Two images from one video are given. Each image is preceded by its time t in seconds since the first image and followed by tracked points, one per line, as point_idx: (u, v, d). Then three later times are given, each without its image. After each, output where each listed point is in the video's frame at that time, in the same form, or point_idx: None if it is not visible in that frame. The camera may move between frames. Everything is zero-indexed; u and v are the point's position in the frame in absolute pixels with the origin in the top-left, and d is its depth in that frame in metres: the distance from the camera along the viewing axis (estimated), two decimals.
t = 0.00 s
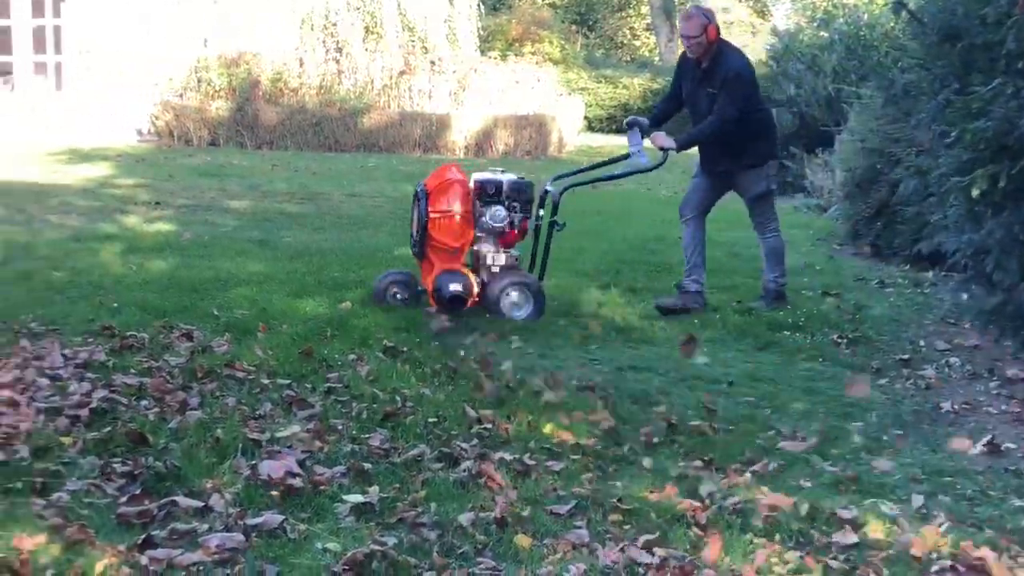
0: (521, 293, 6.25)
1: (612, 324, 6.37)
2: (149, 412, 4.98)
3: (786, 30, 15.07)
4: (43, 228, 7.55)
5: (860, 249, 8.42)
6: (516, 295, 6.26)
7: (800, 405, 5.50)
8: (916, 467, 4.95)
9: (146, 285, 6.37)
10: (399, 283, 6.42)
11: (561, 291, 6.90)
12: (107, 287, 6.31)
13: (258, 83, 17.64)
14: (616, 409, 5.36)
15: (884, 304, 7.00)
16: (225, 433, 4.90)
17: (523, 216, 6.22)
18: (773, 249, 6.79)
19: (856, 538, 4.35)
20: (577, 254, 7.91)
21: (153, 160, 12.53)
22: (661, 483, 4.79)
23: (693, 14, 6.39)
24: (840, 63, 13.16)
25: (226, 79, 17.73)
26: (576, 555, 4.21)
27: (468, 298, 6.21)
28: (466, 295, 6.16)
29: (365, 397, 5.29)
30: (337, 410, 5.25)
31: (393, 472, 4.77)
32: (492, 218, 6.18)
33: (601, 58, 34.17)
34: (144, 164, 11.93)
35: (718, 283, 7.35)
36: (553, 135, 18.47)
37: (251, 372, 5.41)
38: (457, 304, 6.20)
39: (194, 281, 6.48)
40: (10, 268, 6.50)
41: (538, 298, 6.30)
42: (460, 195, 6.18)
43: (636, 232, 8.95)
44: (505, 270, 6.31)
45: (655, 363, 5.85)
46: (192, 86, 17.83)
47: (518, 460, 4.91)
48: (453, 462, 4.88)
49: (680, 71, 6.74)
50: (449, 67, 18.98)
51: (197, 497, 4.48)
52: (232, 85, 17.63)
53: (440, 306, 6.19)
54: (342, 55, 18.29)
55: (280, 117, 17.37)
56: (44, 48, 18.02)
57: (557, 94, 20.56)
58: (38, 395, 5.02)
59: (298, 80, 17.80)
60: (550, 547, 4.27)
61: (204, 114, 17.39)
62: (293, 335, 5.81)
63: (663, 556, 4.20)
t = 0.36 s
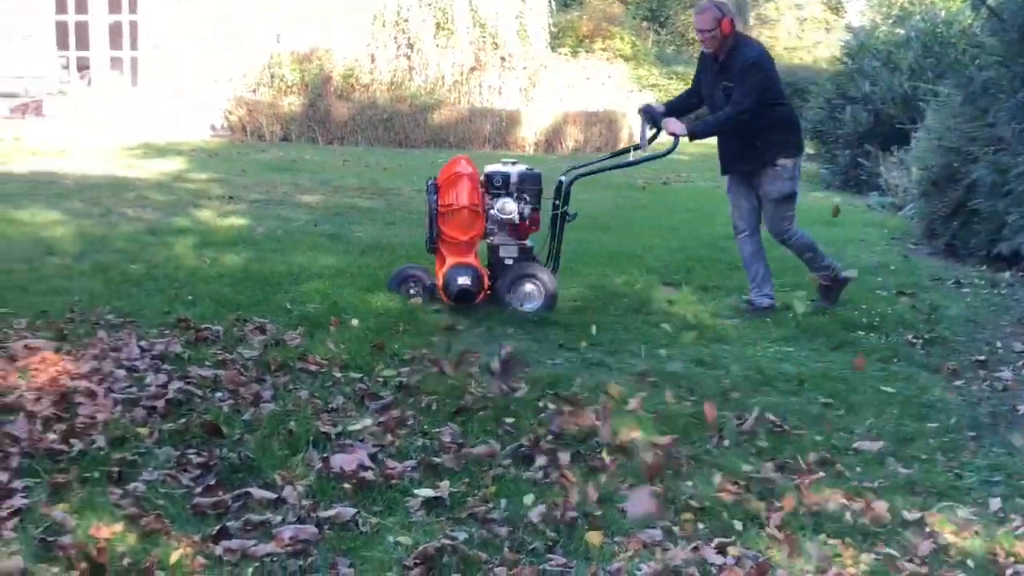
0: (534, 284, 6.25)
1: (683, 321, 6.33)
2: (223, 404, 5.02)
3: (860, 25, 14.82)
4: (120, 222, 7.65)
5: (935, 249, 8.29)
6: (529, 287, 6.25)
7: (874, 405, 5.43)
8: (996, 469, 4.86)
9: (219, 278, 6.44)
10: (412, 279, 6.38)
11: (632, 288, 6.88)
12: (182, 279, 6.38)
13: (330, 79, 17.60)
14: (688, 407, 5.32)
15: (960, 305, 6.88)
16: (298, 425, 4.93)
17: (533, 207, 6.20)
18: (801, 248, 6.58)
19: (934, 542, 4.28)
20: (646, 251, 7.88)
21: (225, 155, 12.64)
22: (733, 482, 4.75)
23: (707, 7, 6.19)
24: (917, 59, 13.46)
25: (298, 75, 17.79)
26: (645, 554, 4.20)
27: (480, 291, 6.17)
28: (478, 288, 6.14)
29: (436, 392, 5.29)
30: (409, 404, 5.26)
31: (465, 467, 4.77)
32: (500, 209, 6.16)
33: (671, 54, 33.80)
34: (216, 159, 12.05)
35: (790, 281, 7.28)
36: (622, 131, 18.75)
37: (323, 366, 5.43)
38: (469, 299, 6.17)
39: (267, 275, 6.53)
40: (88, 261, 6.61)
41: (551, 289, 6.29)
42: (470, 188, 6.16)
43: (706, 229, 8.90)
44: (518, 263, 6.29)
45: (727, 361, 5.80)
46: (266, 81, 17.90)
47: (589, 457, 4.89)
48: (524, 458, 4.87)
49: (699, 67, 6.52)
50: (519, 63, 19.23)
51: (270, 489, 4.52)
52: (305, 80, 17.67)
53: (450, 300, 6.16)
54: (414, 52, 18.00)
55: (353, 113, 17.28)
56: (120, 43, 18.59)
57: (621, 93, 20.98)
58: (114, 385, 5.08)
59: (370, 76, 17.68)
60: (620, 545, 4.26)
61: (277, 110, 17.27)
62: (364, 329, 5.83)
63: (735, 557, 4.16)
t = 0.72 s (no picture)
0: (536, 280, 6.19)
1: (753, 319, 6.28)
2: (295, 397, 5.07)
3: (933, 21, 14.59)
4: (193, 215, 7.76)
5: (1011, 248, 8.14)
6: (530, 281, 6.18)
7: (950, 405, 5.35)
8: None
9: (290, 272, 6.51)
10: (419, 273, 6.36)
11: (701, 285, 6.86)
12: (253, 273, 6.45)
13: (400, 76, 17.56)
14: (760, 406, 5.28)
15: None
16: (369, 418, 4.96)
17: (535, 201, 6.19)
18: (772, 250, 6.33)
19: (1013, 546, 4.20)
20: (715, 248, 7.85)
21: (296, 149, 12.76)
22: (805, 480, 4.70)
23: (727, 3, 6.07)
24: (993, 55, 13.36)
25: (369, 71, 17.69)
26: (717, 553, 4.16)
27: (482, 284, 6.16)
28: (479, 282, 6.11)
29: (505, 388, 5.30)
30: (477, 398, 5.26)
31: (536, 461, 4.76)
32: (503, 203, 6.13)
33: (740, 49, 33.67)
34: (287, 153, 12.17)
35: (862, 280, 7.20)
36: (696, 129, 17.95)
37: (392, 361, 5.46)
38: (471, 292, 6.16)
39: (337, 269, 6.59)
40: (163, 254, 6.71)
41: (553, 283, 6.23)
42: (473, 181, 6.12)
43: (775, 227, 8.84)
44: (524, 256, 6.25)
45: (797, 359, 5.75)
46: (336, 77, 17.82)
47: (659, 455, 4.86)
48: (593, 453, 4.86)
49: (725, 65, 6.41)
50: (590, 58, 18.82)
51: (342, 481, 4.55)
52: (375, 76, 17.64)
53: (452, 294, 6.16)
54: (484, 48, 18.06)
55: (423, 108, 17.35)
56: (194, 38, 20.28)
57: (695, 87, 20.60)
58: (188, 376, 5.15)
59: (439, 71, 17.69)
60: (692, 543, 4.24)
61: (347, 105, 17.48)
62: (434, 325, 5.86)
63: (808, 557, 4.12)
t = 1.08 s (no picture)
0: (541, 273, 6.21)
1: (825, 318, 6.22)
2: (367, 392, 5.08)
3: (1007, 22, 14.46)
4: (267, 211, 7.89)
5: None
6: (536, 276, 6.20)
7: None
8: None
9: (362, 269, 6.57)
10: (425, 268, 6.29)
11: (772, 283, 6.83)
12: (324, 269, 6.52)
13: (471, 72, 17.73)
14: (835, 406, 5.22)
15: None
16: (441, 415, 4.96)
17: (540, 196, 6.13)
18: (813, 252, 6.26)
19: None
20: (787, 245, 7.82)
21: (367, 145, 12.88)
22: (880, 481, 4.63)
23: None
24: None
25: (439, 66, 17.85)
26: (791, 552, 4.11)
27: (487, 279, 6.13)
28: (484, 275, 6.10)
29: (576, 386, 5.28)
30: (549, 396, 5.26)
31: (607, 459, 4.74)
32: (507, 198, 6.10)
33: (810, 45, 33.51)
34: (358, 149, 12.29)
35: (937, 279, 7.10)
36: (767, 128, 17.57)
37: (462, 357, 5.46)
38: (476, 287, 6.13)
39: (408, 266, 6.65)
40: (237, 249, 6.83)
41: (557, 277, 6.23)
42: (478, 175, 6.09)
43: (848, 226, 8.77)
44: (530, 251, 6.22)
45: (872, 359, 5.69)
46: (405, 73, 17.98)
47: (731, 455, 4.81)
48: (664, 451, 4.83)
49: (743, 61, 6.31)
50: (658, 54, 18.42)
51: (413, 476, 4.55)
52: (445, 72, 17.78)
53: (456, 289, 6.15)
54: (555, 44, 18.14)
55: (493, 104, 17.48)
56: (267, 35, 22.15)
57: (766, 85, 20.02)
58: (261, 371, 5.19)
59: (511, 67, 17.72)
60: (764, 542, 4.19)
61: (418, 102, 17.64)
62: (503, 323, 5.87)
63: (884, 558, 4.05)
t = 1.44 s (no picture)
0: (564, 268, 6.21)
1: (914, 318, 6.13)
2: (452, 386, 5.11)
3: None
4: (352, 206, 8.00)
5: None
6: (558, 270, 6.20)
7: None
8: None
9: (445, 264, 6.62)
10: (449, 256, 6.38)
11: (860, 281, 6.81)
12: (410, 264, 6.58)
13: (555, 67, 17.88)
14: (926, 407, 5.14)
15: None
16: (526, 411, 4.97)
17: (567, 191, 6.14)
18: (889, 252, 6.13)
19: None
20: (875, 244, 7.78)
21: (449, 141, 12.95)
22: (972, 484, 4.55)
23: None
24: None
25: (524, 63, 18.15)
26: (879, 556, 4.06)
27: (508, 270, 6.17)
28: (507, 267, 6.15)
29: (662, 383, 5.27)
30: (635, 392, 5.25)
31: (692, 457, 4.71)
32: (534, 192, 6.12)
33: (900, 40, 32.96)
34: (441, 145, 12.36)
35: None
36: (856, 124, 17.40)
37: (546, 354, 5.48)
38: (497, 277, 6.19)
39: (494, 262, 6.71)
40: (323, 242, 6.94)
41: (579, 273, 6.22)
42: (507, 167, 6.10)
43: (938, 224, 8.64)
44: (555, 245, 6.25)
45: (964, 360, 5.60)
46: (490, 69, 18.38)
47: (818, 454, 4.76)
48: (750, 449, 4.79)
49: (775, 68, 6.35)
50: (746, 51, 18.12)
51: (499, 471, 4.56)
52: (530, 68, 18.00)
53: (476, 277, 6.21)
54: (640, 40, 18.03)
55: (577, 100, 17.56)
56: (353, 31, 22.86)
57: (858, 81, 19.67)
58: (347, 363, 5.23)
59: (595, 63, 17.89)
60: (853, 543, 4.13)
61: (502, 98, 17.78)
62: (588, 321, 5.89)
63: (975, 562, 3.98)
